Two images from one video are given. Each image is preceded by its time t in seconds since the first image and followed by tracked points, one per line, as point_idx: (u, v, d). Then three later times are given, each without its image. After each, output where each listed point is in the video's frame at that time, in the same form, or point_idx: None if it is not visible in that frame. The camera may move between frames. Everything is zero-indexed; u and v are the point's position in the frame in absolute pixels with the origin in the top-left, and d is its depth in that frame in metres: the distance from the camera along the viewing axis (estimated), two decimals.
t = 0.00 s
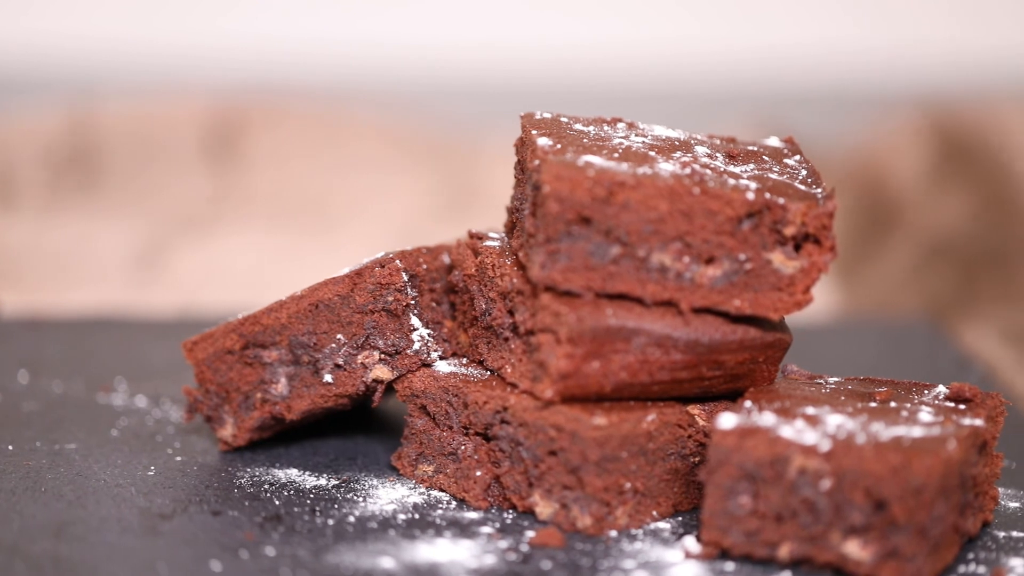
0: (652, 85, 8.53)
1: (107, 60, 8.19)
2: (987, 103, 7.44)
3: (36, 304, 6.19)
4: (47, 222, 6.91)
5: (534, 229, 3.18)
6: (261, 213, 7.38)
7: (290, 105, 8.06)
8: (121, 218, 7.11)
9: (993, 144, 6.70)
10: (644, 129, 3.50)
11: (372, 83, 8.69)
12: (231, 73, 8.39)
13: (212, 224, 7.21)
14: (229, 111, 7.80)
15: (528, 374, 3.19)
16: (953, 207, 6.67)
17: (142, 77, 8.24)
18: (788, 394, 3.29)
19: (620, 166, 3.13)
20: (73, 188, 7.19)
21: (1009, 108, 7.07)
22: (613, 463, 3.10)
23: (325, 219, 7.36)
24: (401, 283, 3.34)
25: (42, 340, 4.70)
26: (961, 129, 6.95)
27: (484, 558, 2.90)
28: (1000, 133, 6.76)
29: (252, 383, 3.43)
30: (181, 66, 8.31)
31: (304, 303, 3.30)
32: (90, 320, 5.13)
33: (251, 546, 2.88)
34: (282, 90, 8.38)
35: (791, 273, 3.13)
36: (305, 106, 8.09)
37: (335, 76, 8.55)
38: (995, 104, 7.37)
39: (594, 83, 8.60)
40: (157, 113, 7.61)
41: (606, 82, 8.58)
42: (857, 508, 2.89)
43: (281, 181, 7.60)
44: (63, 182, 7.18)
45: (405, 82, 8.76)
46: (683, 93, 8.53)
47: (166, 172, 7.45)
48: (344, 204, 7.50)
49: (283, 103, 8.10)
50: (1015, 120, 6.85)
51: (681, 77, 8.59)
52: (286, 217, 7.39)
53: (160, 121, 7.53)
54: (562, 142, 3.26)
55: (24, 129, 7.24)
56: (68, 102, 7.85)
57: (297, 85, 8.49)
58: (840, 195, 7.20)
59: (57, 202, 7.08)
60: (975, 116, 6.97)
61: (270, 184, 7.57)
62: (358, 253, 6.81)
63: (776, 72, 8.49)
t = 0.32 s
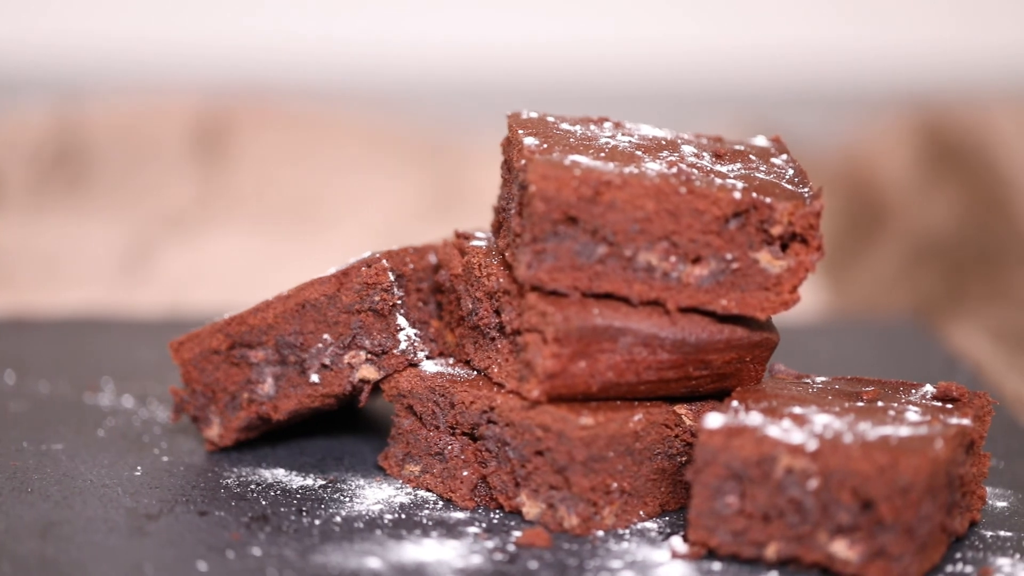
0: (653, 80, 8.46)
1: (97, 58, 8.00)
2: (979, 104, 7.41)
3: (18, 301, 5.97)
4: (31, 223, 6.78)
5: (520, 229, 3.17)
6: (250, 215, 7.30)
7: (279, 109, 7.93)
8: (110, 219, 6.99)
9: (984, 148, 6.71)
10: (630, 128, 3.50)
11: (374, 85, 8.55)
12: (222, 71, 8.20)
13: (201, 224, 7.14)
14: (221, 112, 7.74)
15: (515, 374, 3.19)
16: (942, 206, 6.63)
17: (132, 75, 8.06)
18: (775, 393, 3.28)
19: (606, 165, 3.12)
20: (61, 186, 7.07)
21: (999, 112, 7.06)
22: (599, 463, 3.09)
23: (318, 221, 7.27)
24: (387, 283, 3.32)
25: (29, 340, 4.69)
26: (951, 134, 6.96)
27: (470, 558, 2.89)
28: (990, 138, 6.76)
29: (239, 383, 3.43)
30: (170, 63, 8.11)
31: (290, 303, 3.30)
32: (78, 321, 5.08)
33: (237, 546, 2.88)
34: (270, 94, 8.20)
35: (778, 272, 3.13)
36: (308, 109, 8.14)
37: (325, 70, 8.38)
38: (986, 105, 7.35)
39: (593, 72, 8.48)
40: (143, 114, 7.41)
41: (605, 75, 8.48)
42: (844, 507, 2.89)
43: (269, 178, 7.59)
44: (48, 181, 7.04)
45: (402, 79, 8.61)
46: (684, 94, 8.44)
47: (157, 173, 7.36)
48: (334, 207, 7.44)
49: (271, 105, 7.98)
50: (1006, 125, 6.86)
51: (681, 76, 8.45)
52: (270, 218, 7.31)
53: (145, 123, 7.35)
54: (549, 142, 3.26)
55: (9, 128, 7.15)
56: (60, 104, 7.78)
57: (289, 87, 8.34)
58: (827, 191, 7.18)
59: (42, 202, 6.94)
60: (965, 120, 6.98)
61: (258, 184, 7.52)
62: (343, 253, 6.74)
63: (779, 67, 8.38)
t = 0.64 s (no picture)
0: (653, 81, 8.48)
1: (86, 56, 7.94)
2: (971, 107, 7.44)
3: None
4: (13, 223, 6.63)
5: (506, 229, 3.17)
6: (235, 214, 7.12)
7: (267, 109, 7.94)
8: (97, 217, 6.80)
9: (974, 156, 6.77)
10: (616, 128, 3.51)
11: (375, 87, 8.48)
12: (210, 71, 8.16)
13: (188, 225, 6.95)
14: (210, 112, 7.72)
15: (500, 374, 3.19)
16: (929, 206, 6.66)
17: (120, 74, 7.96)
18: (761, 392, 3.28)
19: (592, 165, 3.12)
20: (46, 188, 6.94)
21: (991, 119, 7.12)
22: (585, 463, 3.09)
23: (307, 224, 7.02)
24: (373, 283, 3.30)
25: (16, 340, 4.69)
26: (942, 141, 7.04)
27: (455, 559, 2.89)
28: (981, 145, 6.82)
29: (224, 383, 3.42)
30: (163, 60, 8.05)
31: (276, 303, 3.29)
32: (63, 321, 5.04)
33: (222, 546, 2.87)
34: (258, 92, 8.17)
35: (763, 271, 3.13)
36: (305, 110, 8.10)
37: (323, 69, 8.36)
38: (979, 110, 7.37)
39: (594, 68, 8.42)
40: (132, 115, 7.44)
41: (606, 70, 8.44)
42: (830, 506, 2.89)
43: (256, 182, 7.40)
44: (34, 181, 6.94)
45: (404, 80, 8.56)
46: (686, 92, 8.43)
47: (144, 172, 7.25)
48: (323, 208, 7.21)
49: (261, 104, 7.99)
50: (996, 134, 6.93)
51: (687, 69, 8.44)
52: (255, 220, 7.10)
53: (134, 121, 7.37)
54: (534, 142, 3.25)
55: None
56: (47, 103, 7.70)
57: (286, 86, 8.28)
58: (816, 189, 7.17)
59: (25, 202, 6.82)
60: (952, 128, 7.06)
61: (245, 186, 7.36)
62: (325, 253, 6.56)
63: (778, 66, 8.40)
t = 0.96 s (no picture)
0: (656, 80, 8.42)
1: (75, 53, 7.76)
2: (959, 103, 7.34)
3: None
4: None
5: (490, 229, 3.16)
6: (217, 211, 7.08)
7: (253, 108, 7.82)
8: (78, 216, 6.75)
9: (958, 151, 6.67)
10: (601, 128, 3.51)
11: (368, 91, 8.35)
12: (198, 69, 7.97)
13: (171, 224, 6.92)
14: (192, 111, 7.48)
15: (485, 374, 3.19)
16: (916, 206, 6.62)
17: (109, 73, 7.81)
18: (745, 392, 3.27)
19: (576, 164, 3.11)
20: (25, 190, 6.83)
21: (976, 111, 6.97)
22: (570, 463, 3.09)
23: (290, 220, 7.08)
24: (357, 284, 3.33)
25: None
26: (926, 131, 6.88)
27: (439, 559, 2.88)
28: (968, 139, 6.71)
29: (208, 384, 3.42)
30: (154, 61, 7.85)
31: (260, 303, 3.29)
32: (47, 322, 5.00)
33: (206, 547, 2.86)
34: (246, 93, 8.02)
35: (748, 271, 3.13)
36: (290, 113, 7.91)
37: (315, 68, 8.16)
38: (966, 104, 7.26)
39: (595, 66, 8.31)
40: (115, 114, 7.23)
41: (608, 69, 8.32)
42: (815, 506, 2.88)
43: (241, 180, 7.31)
44: (14, 182, 6.83)
45: (398, 79, 8.40)
46: (686, 90, 8.39)
47: (127, 171, 7.11)
48: (306, 204, 7.24)
49: (246, 104, 7.88)
50: (982, 127, 6.79)
51: (690, 69, 8.35)
52: (238, 217, 7.07)
53: (114, 121, 7.15)
54: (518, 141, 3.24)
55: None
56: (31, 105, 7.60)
57: (278, 86, 8.12)
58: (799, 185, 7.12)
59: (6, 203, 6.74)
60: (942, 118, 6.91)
61: (228, 183, 7.26)
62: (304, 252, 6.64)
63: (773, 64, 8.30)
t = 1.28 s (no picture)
0: (651, 80, 8.41)
1: (72, 54, 7.74)
2: (945, 104, 7.39)
3: None
4: None
5: (473, 229, 3.15)
6: (200, 212, 6.99)
7: (240, 109, 7.81)
8: (58, 215, 6.64)
9: (938, 157, 6.77)
10: (583, 127, 3.52)
11: (360, 92, 8.28)
12: (198, 70, 7.97)
13: (153, 222, 6.83)
14: (179, 112, 7.56)
15: (468, 374, 3.18)
16: (897, 206, 6.65)
17: (101, 73, 7.76)
18: (729, 391, 3.27)
19: (559, 164, 3.12)
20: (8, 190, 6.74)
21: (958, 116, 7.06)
22: (553, 463, 3.08)
23: (267, 222, 7.02)
24: (340, 283, 3.35)
25: None
26: (908, 141, 7.01)
27: (422, 559, 2.87)
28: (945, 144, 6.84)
29: (190, 384, 3.42)
30: (145, 61, 7.84)
31: (243, 303, 3.30)
32: (32, 322, 4.98)
33: (189, 548, 2.85)
34: (238, 91, 7.98)
35: (731, 271, 3.12)
36: (278, 114, 7.89)
37: (309, 70, 8.17)
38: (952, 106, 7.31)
39: (587, 66, 8.33)
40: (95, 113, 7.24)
41: (599, 68, 8.35)
42: (798, 506, 2.87)
43: (223, 181, 7.24)
44: None
45: (392, 80, 8.32)
46: (682, 88, 8.40)
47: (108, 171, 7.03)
48: (280, 205, 7.20)
49: (232, 106, 7.82)
50: (963, 133, 6.90)
51: (683, 68, 8.37)
52: (222, 219, 6.96)
53: (100, 121, 7.16)
54: (501, 141, 3.24)
55: None
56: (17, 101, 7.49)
57: (275, 88, 8.11)
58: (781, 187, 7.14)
59: None
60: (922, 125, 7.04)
61: (208, 181, 7.21)
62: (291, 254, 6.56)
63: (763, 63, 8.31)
